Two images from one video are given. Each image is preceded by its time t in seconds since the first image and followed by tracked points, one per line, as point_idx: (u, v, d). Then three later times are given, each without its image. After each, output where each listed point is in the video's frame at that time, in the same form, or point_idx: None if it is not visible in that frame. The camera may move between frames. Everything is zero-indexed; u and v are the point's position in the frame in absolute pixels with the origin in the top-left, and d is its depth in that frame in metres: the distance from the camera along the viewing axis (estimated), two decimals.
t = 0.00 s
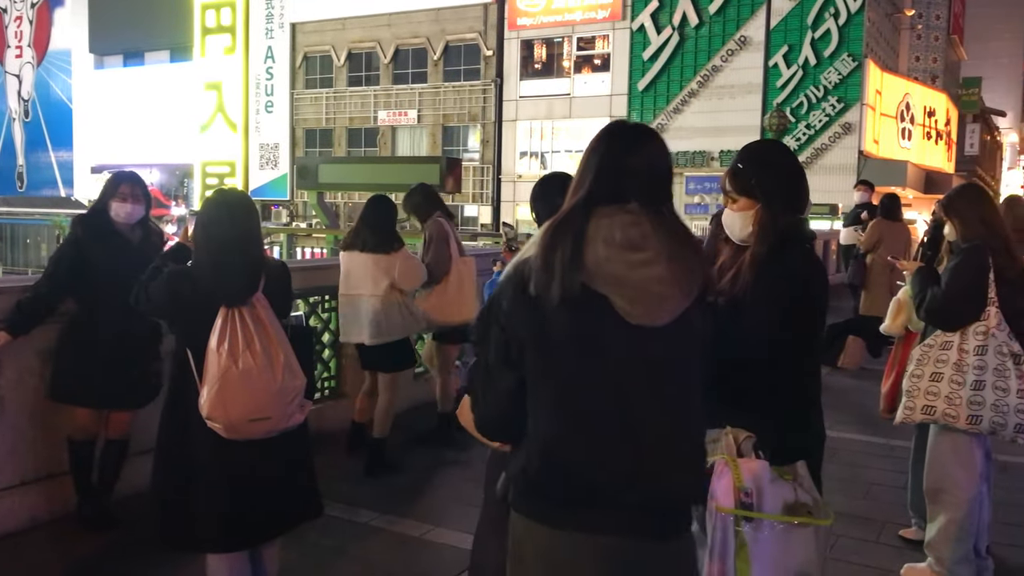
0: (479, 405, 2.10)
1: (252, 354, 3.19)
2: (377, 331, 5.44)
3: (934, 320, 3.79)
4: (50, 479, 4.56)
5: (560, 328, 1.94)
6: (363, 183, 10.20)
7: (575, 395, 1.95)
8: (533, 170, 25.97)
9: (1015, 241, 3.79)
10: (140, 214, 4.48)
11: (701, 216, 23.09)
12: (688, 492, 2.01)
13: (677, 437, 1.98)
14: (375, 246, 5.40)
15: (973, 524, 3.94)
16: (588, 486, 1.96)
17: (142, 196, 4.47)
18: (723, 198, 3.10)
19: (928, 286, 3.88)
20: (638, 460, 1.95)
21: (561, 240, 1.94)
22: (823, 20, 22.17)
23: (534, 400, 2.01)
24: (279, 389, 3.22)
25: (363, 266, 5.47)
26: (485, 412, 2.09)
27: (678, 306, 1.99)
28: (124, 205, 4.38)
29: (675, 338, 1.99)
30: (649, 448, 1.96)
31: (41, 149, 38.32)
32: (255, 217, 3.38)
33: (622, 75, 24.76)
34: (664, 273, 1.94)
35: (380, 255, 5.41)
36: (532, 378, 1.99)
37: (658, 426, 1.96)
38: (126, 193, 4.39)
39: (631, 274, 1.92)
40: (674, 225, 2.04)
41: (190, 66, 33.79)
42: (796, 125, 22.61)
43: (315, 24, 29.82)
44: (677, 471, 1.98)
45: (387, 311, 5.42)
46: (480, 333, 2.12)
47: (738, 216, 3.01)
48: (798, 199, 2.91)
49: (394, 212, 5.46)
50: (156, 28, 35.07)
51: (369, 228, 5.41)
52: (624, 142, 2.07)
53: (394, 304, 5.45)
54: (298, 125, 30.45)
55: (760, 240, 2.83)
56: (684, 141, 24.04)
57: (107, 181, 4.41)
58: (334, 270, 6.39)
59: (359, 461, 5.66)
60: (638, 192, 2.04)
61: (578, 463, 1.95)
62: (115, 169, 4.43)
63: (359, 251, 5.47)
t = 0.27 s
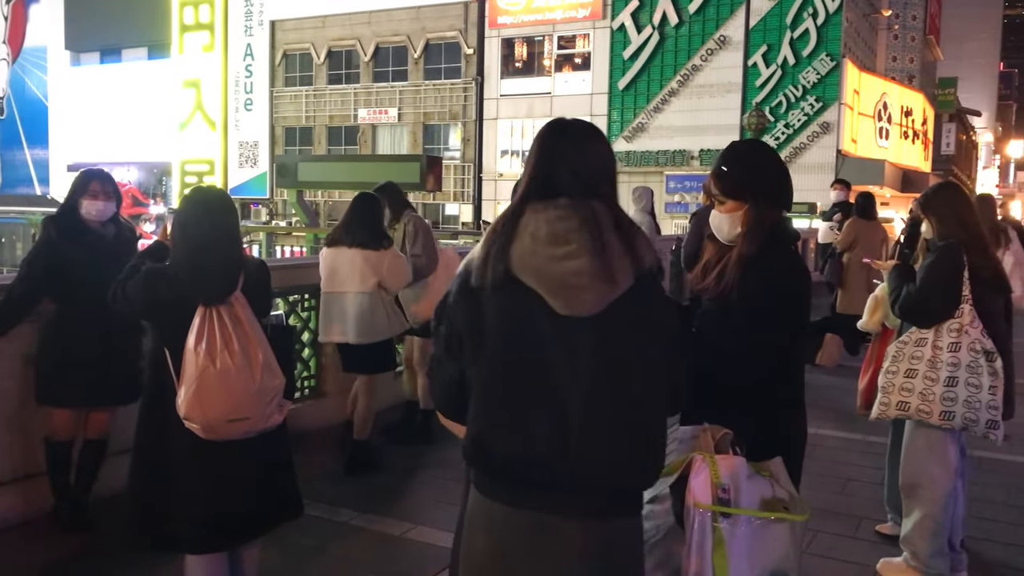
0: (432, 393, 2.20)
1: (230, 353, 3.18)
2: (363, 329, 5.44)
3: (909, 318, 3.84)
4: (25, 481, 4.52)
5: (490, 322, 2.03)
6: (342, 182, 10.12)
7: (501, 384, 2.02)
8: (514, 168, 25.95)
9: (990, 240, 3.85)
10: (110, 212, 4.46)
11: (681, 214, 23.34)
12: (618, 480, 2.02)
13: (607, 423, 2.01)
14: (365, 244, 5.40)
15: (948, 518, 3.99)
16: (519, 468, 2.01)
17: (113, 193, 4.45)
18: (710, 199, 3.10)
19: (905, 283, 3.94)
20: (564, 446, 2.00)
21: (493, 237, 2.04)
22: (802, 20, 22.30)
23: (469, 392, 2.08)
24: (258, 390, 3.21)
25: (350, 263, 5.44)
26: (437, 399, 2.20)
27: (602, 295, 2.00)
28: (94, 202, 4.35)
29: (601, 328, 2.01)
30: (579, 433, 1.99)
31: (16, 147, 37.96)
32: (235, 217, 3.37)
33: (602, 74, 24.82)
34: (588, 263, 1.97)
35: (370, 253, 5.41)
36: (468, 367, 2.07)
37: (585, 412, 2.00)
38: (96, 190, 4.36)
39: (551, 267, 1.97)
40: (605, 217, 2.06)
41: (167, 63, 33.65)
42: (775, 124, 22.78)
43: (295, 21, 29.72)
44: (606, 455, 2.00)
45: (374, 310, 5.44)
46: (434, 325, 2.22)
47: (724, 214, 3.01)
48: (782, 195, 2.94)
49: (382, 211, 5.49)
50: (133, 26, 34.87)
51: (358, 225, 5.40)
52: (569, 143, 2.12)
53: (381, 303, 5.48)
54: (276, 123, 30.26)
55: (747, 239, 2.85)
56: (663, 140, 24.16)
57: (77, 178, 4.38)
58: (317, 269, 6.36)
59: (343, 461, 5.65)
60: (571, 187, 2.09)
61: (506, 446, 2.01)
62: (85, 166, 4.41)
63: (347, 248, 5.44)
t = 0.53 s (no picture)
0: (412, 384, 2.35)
1: (208, 356, 3.17)
2: (351, 330, 5.43)
3: (885, 317, 3.89)
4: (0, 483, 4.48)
5: (454, 324, 2.15)
6: (323, 181, 10.11)
7: (459, 380, 2.12)
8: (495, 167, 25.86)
9: (966, 241, 3.92)
10: (85, 212, 4.41)
11: (661, 213, 23.51)
12: (575, 475, 2.05)
13: (562, 419, 2.05)
14: (357, 245, 5.37)
15: (923, 515, 4.04)
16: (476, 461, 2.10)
17: (87, 192, 4.41)
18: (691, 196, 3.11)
19: (881, 282, 3.99)
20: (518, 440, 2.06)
21: (456, 242, 2.15)
22: (781, 21, 22.44)
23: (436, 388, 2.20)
24: (236, 393, 3.19)
25: (340, 263, 5.40)
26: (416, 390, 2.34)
27: (552, 294, 2.04)
28: (68, 202, 4.30)
29: (554, 325, 2.06)
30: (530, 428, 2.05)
31: None
32: (216, 216, 3.35)
33: (583, 74, 24.88)
34: (536, 261, 2.02)
35: (361, 254, 5.38)
36: (432, 363, 2.21)
37: (535, 410, 2.05)
38: (70, 190, 4.31)
39: (503, 269, 2.05)
40: (559, 215, 2.09)
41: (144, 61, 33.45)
42: (754, 125, 22.94)
43: (275, 20, 29.59)
44: (562, 450, 2.04)
45: (363, 311, 5.44)
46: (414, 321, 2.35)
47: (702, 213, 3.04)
48: (763, 193, 2.97)
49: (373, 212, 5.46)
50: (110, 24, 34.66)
51: (349, 224, 5.35)
52: (536, 148, 2.17)
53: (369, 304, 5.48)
54: (256, 122, 30.11)
55: (729, 240, 2.88)
56: (644, 140, 24.26)
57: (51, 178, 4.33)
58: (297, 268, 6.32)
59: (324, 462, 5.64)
60: (528, 190, 2.14)
61: (469, 439, 2.11)
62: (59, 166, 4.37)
63: (337, 247, 5.39)
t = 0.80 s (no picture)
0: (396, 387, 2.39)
1: (190, 360, 3.12)
2: (348, 329, 5.43)
3: (863, 316, 3.92)
4: None
5: (428, 331, 2.18)
6: (305, 182, 10.08)
7: (434, 385, 2.15)
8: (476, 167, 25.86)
9: (944, 241, 3.95)
10: (59, 213, 4.35)
11: (643, 214, 23.65)
12: (549, 478, 2.05)
13: (534, 421, 2.06)
14: (350, 245, 5.39)
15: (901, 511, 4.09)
16: (451, 463, 2.13)
17: (62, 192, 4.35)
18: (668, 196, 3.05)
19: (857, 281, 4.01)
20: (491, 443, 2.08)
21: (430, 250, 2.18)
22: (761, 21, 22.57)
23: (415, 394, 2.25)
24: (219, 398, 3.14)
25: (335, 263, 5.40)
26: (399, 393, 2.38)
27: (523, 298, 2.03)
28: (41, 202, 4.25)
29: (526, 328, 2.06)
30: (503, 430, 2.07)
31: None
32: (201, 218, 3.29)
33: (564, 73, 24.92)
34: (506, 265, 2.02)
35: (353, 254, 5.40)
36: (409, 368, 2.26)
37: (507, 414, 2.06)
38: (44, 190, 4.26)
39: (472, 275, 2.06)
40: (527, 217, 2.09)
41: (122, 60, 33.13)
42: (735, 125, 23.05)
43: (255, 19, 29.46)
44: (533, 452, 2.05)
45: (358, 311, 5.44)
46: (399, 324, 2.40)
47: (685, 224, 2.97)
48: (739, 193, 2.99)
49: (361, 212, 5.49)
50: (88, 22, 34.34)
51: (343, 225, 5.38)
52: (513, 147, 2.17)
53: (364, 303, 5.48)
54: (236, 121, 29.95)
55: (711, 242, 2.89)
56: (626, 140, 24.34)
57: (24, 178, 4.27)
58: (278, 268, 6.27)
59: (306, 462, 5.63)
60: (496, 193, 2.15)
61: (443, 441, 2.14)
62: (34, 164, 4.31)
63: (330, 248, 5.39)
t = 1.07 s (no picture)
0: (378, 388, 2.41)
1: (178, 362, 2.99)
2: (338, 326, 5.49)
3: (840, 314, 3.98)
4: None
5: (403, 333, 2.21)
6: (283, 180, 10.03)
7: (411, 387, 2.18)
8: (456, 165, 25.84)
9: (920, 239, 4.00)
10: (27, 210, 4.30)
11: (623, 211, 23.86)
12: (525, 478, 2.07)
13: (508, 420, 2.07)
14: (338, 243, 5.42)
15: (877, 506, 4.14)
16: (427, 464, 2.16)
17: (31, 189, 4.28)
18: (644, 194, 3.08)
19: (834, 279, 4.05)
20: (468, 444, 2.10)
21: (403, 252, 2.20)
22: (740, 21, 22.68)
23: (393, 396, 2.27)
24: (208, 399, 3.02)
25: (323, 261, 5.43)
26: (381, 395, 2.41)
27: (497, 298, 2.04)
28: (12, 197, 4.19)
29: (499, 329, 2.08)
30: (479, 431, 2.09)
31: None
32: (186, 217, 3.20)
33: (545, 72, 24.95)
34: (478, 266, 2.03)
35: (342, 252, 5.43)
36: (386, 369, 2.29)
37: (483, 415, 2.08)
38: (14, 186, 4.20)
39: (446, 277, 2.07)
40: (497, 216, 2.09)
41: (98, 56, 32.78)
42: (714, 123, 23.17)
43: (233, 16, 29.26)
44: (510, 453, 2.06)
45: (348, 307, 5.50)
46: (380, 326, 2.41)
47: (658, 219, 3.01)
48: (715, 190, 3.02)
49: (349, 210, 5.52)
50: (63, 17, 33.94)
51: (330, 222, 5.41)
52: (486, 144, 2.16)
53: (353, 301, 5.53)
54: (214, 119, 29.74)
55: (691, 239, 2.90)
56: (606, 138, 24.41)
57: None
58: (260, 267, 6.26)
59: (286, 461, 5.61)
60: (466, 191, 2.15)
61: (422, 444, 2.16)
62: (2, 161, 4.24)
63: (318, 246, 5.41)
